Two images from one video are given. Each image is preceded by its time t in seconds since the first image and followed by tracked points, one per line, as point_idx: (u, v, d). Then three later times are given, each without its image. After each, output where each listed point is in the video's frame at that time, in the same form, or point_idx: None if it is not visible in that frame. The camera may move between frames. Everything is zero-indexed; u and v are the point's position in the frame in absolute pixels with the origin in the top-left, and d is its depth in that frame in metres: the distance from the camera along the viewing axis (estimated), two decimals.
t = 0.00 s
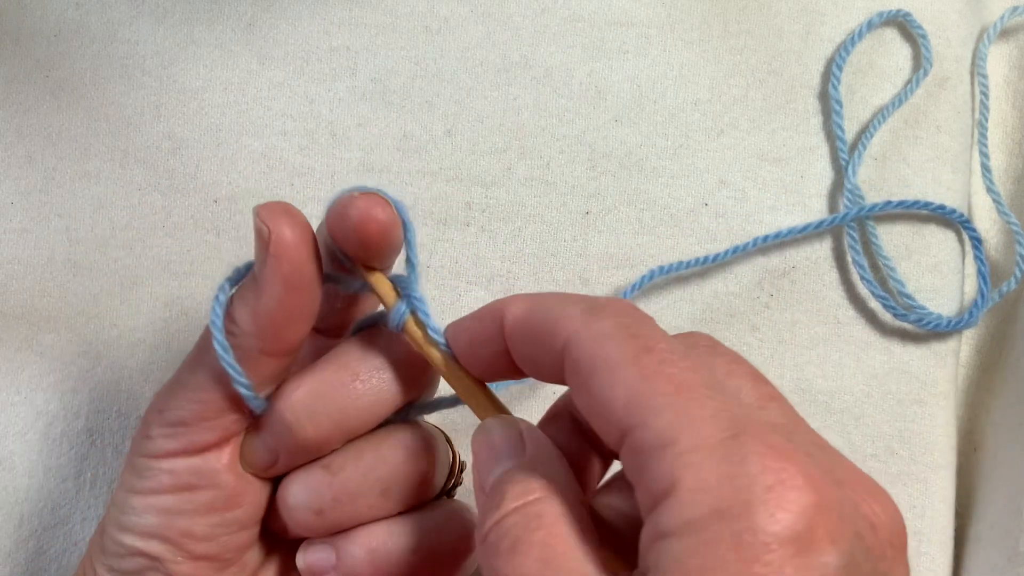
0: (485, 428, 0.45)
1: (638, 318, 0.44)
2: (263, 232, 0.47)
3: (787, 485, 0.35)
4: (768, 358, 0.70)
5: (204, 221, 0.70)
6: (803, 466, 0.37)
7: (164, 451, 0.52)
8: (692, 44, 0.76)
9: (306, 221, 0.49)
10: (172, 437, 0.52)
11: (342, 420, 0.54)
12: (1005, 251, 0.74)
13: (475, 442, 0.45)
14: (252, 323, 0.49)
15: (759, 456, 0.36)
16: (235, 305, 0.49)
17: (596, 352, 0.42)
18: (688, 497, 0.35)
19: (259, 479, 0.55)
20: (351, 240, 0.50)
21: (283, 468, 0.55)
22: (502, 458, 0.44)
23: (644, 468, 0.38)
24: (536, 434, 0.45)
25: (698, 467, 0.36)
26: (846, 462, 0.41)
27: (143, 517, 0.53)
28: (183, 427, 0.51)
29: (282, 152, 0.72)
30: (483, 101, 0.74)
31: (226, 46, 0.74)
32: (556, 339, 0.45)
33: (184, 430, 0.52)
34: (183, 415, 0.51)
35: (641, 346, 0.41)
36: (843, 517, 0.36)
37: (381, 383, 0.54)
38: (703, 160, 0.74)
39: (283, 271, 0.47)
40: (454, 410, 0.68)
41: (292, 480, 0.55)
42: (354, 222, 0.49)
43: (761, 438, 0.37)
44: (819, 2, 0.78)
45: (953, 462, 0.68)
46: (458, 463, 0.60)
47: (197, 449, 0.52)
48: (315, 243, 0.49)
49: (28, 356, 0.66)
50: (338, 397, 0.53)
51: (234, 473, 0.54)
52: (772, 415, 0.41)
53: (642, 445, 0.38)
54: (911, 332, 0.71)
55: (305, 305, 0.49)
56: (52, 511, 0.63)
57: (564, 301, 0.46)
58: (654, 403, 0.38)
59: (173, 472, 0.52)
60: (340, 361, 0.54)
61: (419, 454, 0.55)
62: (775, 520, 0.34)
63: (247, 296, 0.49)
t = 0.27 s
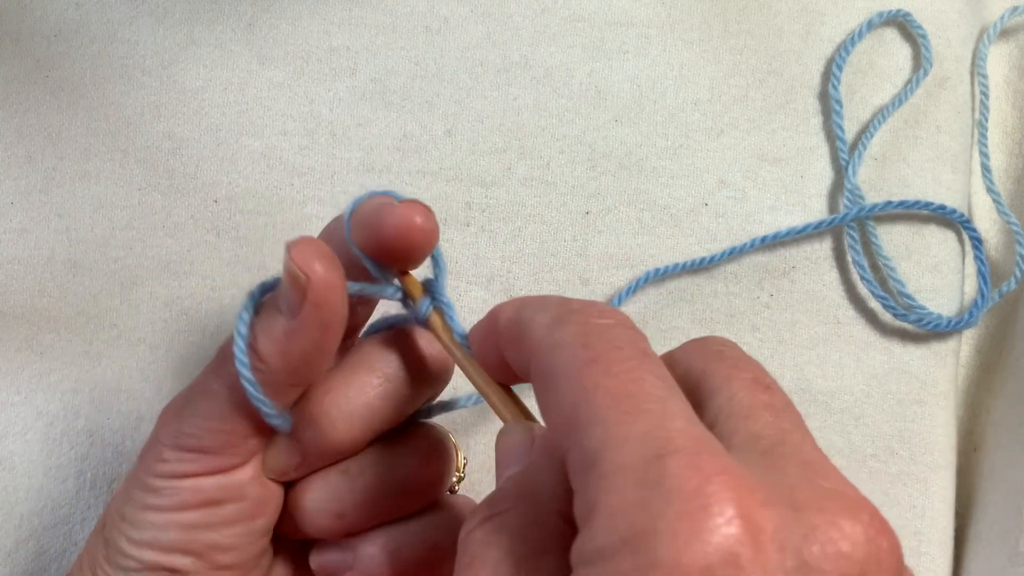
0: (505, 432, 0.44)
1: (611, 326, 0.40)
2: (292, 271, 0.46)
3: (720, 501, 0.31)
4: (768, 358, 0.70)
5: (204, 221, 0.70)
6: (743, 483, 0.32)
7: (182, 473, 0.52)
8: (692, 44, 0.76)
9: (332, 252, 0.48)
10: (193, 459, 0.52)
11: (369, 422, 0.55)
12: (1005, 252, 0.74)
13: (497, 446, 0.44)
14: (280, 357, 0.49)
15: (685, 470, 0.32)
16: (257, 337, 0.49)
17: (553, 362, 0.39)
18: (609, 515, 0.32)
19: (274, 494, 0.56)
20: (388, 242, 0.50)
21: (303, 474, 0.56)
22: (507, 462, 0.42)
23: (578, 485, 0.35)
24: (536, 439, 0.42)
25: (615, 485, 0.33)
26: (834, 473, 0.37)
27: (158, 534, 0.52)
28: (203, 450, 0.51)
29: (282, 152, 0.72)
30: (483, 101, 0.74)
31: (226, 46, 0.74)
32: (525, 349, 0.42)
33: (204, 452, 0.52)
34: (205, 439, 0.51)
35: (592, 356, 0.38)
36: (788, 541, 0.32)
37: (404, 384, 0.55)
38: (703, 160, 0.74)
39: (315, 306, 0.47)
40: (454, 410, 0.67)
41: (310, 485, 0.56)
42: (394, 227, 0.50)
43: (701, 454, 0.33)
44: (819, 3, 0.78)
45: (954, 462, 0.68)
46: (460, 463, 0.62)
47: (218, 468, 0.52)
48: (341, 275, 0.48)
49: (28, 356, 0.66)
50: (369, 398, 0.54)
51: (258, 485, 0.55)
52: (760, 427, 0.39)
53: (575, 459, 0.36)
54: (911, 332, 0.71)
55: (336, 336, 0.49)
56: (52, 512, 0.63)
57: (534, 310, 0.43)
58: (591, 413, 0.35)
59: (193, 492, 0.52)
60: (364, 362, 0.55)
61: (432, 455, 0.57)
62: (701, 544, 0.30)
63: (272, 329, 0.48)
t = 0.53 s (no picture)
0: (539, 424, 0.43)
1: (632, 315, 0.39)
2: (339, 309, 0.45)
3: (724, 497, 0.31)
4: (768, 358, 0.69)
5: (204, 221, 0.70)
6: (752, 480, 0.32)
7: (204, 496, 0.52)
8: (692, 44, 0.76)
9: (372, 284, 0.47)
10: (215, 482, 0.52)
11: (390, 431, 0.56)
12: (1005, 251, 0.74)
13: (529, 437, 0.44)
14: (319, 392, 0.49)
15: (688, 462, 0.31)
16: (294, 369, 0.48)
17: (572, 354, 0.38)
18: (606, 509, 0.32)
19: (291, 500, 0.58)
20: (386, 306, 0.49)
21: (324, 481, 0.58)
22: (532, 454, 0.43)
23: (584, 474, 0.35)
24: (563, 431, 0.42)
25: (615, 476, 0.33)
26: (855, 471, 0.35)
27: (175, 552, 0.53)
28: (225, 474, 0.52)
29: (282, 152, 0.72)
30: (483, 101, 0.74)
31: (226, 46, 0.74)
32: (546, 340, 0.42)
33: (225, 476, 0.52)
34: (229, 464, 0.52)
35: (607, 345, 0.37)
36: (797, 540, 0.31)
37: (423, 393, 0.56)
38: (703, 160, 0.74)
39: (360, 346, 0.47)
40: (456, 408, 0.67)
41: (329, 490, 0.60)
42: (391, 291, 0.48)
43: (708, 447, 0.32)
44: (819, 3, 0.78)
45: (954, 462, 0.68)
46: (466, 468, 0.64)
47: (238, 489, 0.53)
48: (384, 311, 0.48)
49: (28, 356, 0.66)
50: (392, 407, 0.55)
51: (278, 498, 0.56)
52: (783, 425, 0.38)
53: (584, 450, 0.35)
54: (911, 332, 0.71)
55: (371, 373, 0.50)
56: (52, 512, 0.63)
57: (556, 298, 0.42)
58: (601, 403, 0.35)
59: (217, 513, 0.53)
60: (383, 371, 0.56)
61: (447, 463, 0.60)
62: (696, 539, 0.30)
63: (311, 363, 0.48)
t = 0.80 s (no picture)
0: (517, 386, 0.43)
1: (662, 305, 0.38)
2: (333, 337, 0.46)
3: (777, 520, 0.31)
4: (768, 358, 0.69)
5: (204, 221, 0.70)
6: (801, 500, 0.33)
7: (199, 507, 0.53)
8: (692, 44, 0.76)
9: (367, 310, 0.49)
10: (213, 497, 0.53)
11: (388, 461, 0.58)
12: (1005, 251, 0.74)
13: (508, 398, 0.44)
14: (305, 416, 0.49)
15: (741, 483, 0.32)
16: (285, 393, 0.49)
17: (599, 341, 0.38)
18: (653, 523, 0.33)
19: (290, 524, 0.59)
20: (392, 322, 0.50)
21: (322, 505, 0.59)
22: (520, 423, 0.42)
23: (620, 479, 0.35)
24: (551, 401, 0.42)
25: (664, 492, 0.33)
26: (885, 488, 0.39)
27: (168, 562, 0.54)
28: (221, 491, 0.52)
29: (282, 152, 0.72)
30: (483, 101, 0.74)
31: (226, 46, 0.74)
32: (564, 319, 0.41)
33: (222, 493, 0.53)
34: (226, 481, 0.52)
35: (644, 339, 0.37)
36: (843, 560, 0.33)
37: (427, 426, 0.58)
38: (703, 160, 0.74)
39: (351, 374, 0.47)
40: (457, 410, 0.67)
41: (333, 512, 0.60)
42: (401, 305, 0.49)
43: (759, 468, 0.33)
44: (819, 2, 0.78)
45: (954, 462, 0.68)
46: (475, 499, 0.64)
47: (235, 506, 0.54)
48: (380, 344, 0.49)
49: (28, 356, 0.66)
50: (391, 432, 0.57)
51: (273, 520, 0.57)
52: (808, 426, 0.40)
53: (620, 452, 0.36)
54: (911, 332, 0.71)
55: (362, 405, 0.50)
56: (52, 511, 0.63)
57: (579, 276, 0.41)
58: (640, 404, 0.35)
59: (211, 527, 0.53)
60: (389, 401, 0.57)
61: (450, 490, 0.61)
62: (752, 563, 0.31)
63: (302, 388, 0.48)
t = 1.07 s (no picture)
0: (523, 369, 0.43)
1: (677, 295, 0.38)
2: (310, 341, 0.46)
3: (814, 521, 0.32)
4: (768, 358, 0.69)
5: (204, 221, 0.70)
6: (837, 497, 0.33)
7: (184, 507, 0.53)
8: (692, 44, 0.76)
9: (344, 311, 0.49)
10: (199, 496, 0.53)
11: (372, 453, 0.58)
12: (1005, 251, 0.74)
13: (510, 380, 0.43)
14: (286, 418, 0.49)
15: (775, 483, 0.32)
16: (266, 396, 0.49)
17: (614, 334, 0.38)
18: (684, 523, 0.33)
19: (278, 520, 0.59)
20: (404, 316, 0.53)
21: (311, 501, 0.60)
22: (527, 408, 0.42)
23: (646, 477, 0.36)
24: (557, 384, 0.42)
25: (695, 493, 0.33)
26: (913, 475, 0.40)
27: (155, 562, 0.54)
28: (206, 490, 0.53)
29: (282, 152, 0.72)
30: (483, 101, 0.74)
31: (226, 46, 0.74)
32: (576, 311, 0.41)
33: (207, 492, 0.53)
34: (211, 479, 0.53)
35: (662, 333, 0.37)
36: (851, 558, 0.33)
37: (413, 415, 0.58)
38: (703, 160, 0.74)
39: (328, 377, 0.48)
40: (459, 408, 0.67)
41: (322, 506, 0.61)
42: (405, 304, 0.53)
43: (794, 465, 0.33)
44: (819, 2, 0.78)
45: (954, 462, 0.68)
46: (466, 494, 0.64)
47: (221, 506, 0.54)
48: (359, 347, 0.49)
49: (28, 356, 0.66)
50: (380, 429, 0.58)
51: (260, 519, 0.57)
52: (833, 415, 0.40)
53: (644, 450, 0.36)
54: (911, 332, 0.71)
55: (343, 404, 0.50)
56: (51, 512, 0.63)
57: (591, 266, 0.41)
58: (662, 401, 0.35)
59: (195, 527, 0.54)
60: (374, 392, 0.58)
61: (439, 485, 0.62)
62: (790, 564, 0.32)
63: (283, 391, 0.49)
